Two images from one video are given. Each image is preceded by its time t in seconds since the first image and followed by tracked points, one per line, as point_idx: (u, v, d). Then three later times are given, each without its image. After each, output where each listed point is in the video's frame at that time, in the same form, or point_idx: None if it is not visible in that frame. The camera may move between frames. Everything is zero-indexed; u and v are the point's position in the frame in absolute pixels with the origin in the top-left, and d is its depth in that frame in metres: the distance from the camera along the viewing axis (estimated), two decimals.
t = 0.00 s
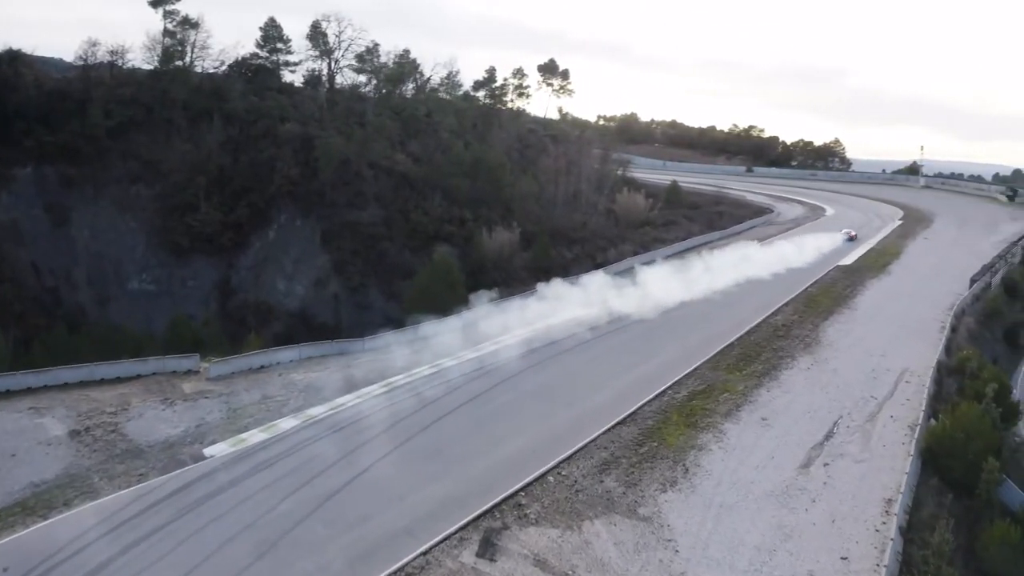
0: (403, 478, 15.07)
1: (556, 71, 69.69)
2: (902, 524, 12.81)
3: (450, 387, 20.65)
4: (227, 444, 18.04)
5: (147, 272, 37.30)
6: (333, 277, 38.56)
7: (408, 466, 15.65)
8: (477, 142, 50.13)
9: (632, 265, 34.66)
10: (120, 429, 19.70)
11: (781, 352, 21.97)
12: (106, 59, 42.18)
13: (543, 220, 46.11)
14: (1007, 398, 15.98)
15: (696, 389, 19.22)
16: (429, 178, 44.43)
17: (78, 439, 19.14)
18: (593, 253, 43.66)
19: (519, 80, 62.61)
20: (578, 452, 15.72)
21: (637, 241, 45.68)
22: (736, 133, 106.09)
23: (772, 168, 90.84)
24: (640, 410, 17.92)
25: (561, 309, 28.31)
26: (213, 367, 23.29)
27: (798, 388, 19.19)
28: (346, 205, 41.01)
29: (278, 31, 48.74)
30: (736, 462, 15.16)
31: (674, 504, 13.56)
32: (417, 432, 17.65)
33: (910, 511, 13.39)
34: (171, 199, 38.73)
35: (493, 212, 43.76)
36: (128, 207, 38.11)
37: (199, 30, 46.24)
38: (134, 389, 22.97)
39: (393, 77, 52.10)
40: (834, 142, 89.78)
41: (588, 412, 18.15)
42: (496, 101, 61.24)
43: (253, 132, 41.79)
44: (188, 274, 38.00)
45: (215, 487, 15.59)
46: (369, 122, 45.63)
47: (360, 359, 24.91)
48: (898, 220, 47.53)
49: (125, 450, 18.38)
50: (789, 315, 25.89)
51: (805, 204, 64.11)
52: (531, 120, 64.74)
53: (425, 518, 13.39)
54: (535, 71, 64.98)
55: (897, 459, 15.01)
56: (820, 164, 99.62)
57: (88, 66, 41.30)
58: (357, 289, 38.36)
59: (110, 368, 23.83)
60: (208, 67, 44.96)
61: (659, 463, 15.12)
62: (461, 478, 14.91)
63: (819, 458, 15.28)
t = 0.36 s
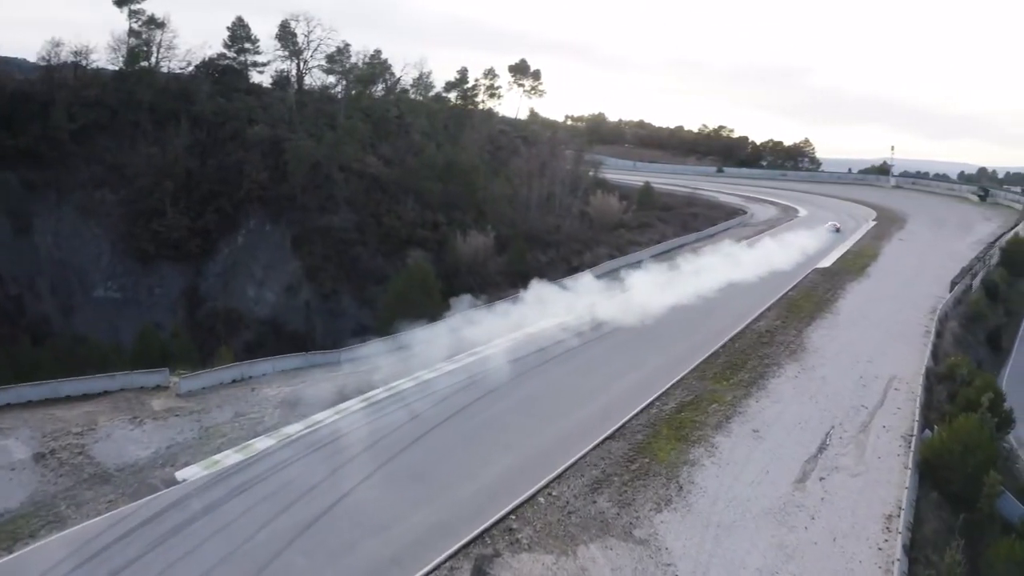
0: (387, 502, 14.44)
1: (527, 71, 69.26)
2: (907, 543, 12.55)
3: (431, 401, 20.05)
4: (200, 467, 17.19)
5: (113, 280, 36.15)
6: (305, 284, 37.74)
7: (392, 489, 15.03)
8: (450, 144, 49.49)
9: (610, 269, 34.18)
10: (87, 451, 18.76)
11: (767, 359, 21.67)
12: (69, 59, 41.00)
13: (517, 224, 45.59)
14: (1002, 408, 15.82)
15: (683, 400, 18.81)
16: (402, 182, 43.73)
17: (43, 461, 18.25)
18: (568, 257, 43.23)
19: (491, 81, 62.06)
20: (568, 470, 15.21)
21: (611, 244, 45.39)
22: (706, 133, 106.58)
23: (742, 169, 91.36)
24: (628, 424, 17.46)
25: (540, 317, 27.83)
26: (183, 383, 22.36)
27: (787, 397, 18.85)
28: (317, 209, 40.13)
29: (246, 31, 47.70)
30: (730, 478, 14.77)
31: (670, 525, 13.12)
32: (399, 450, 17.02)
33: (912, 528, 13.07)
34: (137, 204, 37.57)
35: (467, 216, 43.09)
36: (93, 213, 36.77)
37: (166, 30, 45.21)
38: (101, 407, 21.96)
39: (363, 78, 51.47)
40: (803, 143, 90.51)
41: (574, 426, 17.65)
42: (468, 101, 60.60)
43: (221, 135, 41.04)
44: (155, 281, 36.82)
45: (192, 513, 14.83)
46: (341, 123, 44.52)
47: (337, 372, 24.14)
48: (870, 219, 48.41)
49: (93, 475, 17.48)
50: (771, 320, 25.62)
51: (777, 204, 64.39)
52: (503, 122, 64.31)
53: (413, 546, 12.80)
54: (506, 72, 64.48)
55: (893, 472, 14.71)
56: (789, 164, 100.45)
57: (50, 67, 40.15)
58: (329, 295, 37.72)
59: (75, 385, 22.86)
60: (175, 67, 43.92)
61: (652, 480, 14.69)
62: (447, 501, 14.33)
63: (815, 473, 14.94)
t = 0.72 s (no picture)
0: (372, 528, 13.86)
1: (501, 72, 68.74)
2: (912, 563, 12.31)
3: (414, 416, 19.44)
4: (173, 492, 16.36)
5: (79, 287, 35.49)
6: (277, 291, 36.49)
7: (378, 513, 14.44)
8: (425, 146, 48.71)
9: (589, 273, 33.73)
10: (54, 476, 17.75)
11: (755, 367, 21.33)
12: (33, 59, 39.87)
13: (494, 227, 44.92)
14: (998, 415, 15.67)
15: (674, 412, 18.39)
16: (376, 185, 42.80)
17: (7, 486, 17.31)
18: (546, 261, 42.63)
19: (464, 81, 61.33)
20: (560, 490, 14.72)
21: (589, 248, 44.94)
22: (679, 134, 106.62)
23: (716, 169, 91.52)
24: (618, 439, 17.00)
25: (521, 324, 27.30)
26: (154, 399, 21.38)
27: (778, 407, 18.51)
28: (288, 213, 39.18)
29: (216, 31, 46.69)
30: (727, 494, 14.39)
31: (670, 548, 12.70)
32: (384, 471, 16.42)
33: (916, 544, 12.79)
34: (104, 209, 36.68)
35: (442, 220, 42.36)
36: (57, 219, 36.27)
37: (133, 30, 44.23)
38: (68, 425, 20.99)
39: (336, 78, 50.63)
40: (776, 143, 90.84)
41: (564, 442, 17.15)
42: (442, 102, 59.82)
43: (191, 137, 39.72)
44: (123, 288, 35.91)
45: (168, 543, 14.11)
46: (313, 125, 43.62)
47: (314, 386, 23.32)
48: (845, 219, 48.79)
49: (61, 504, 16.50)
50: (757, 326, 25.33)
51: (752, 205, 64.44)
52: (477, 123, 63.67)
53: None
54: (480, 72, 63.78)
55: (892, 487, 14.41)
56: (761, 164, 101.53)
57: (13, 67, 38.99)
58: (303, 301, 36.44)
59: (40, 403, 21.84)
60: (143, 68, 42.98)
61: (647, 499, 14.25)
62: (436, 525, 13.78)
63: (814, 488, 14.61)
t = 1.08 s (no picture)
0: (359, 557, 13.29)
1: (475, 73, 68.30)
2: None
3: (397, 432, 18.87)
4: (147, 520, 15.49)
5: (46, 296, 33.93)
6: (250, 298, 35.60)
7: (365, 540, 13.87)
8: (400, 149, 48.06)
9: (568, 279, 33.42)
10: (21, 503, 16.76)
11: (744, 376, 21.03)
12: None
13: (470, 231, 44.44)
14: (997, 422, 15.58)
15: (664, 424, 17.99)
16: (350, 188, 42.47)
17: None
18: (523, 265, 42.25)
19: (438, 83, 60.64)
20: (554, 511, 14.24)
21: (566, 251, 44.63)
22: (652, 135, 106.94)
23: (689, 171, 91.82)
24: (610, 454, 16.56)
25: (504, 332, 26.81)
26: (125, 417, 20.41)
27: (770, 417, 18.20)
28: (260, 218, 38.39)
29: (185, 32, 45.73)
30: (726, 512, 14.01)
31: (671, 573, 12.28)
32: (369, 492, 15.84)
33: (922, 561, 12.56)
34: (70, 215, 35.03)
35: (418, 225, 41.83)
36: (22, 224, 34.50)
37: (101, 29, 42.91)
38: (35, 447, 19.83)
39: (309, 80, 49.84)
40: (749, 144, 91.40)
41: (554, 458, 16.66)
42: (416, 103, 59.15)
43: (160, 141, 39.03)
44: (91, 297, 34.50)
45: None
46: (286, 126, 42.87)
47: (292, 401, 22.43)
48: (822, 220, 49.01)
49: (28, 533, 15.57)
50: (742, 332, 25.09)
51: (728, 207, 64.55)
52: (451, 124, 63.06)
53: None
54: (454, 73, 63.09)
55: (893, 502, 14.16)
56: (733, 165, 102.20)
57: None
58: (276, 309, 35.57)
59: (4, 423, 20.67)
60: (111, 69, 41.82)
61: (643, 520, 13.82)
62: (426, 552, 13.23)
63: (814, 503, 14.30)
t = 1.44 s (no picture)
0: None
1: (452, 74, 67.65)
2: None
3: (384, 450, 18.25)
4: (124, 552, 14.66)
5: (14, 305, 32.52)
6: (225, 306, 34.55)
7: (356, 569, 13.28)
8: (377, 151, 47.22)
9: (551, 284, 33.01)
10: None
11: (736, 386, 20.66)
12: None
13: (450, 235, 43.76)
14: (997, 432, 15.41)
15: (658, 438, 17.55)
16: (326, 192, 41.65)
17: None
18: (504, 269, 41.63)
19: (415, 84, 59.93)
20: (551, 535, 13.74)
21: (547, 255, 44.08)
22: (628, 136, 106.79)
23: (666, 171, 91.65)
24: (605, 471, 16.09)
25: (489, 341, 26.26)
26: (98, 435, 18.78)
27: (765, 429, 17.83)
28: (234, 223, 37.44)
29: (156, 31, 44.60)
30: (728, 532, 13.61)
31: None
32: (357, 515, 15.22)
33: None
34: (40, 220, 33.90)
35: (396, 229, 41.08)
36: None
37: (69, 28, 41.49)
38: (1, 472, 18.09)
39: (284, 81, 48.97)
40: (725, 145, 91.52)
41: (547, 476, 16.15)
42: (392, 105, 58.33)
43: (130, 143, 37.95)
44: (61, 306, 33.10)
45: None
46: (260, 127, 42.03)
47: (273, 418, 21.21)
48: (802, 221, 49.02)
49: None
50: (730, 339, 24.73)
51: (706, 208, 64.55)
52: (428, 126, 62.28)
53: None
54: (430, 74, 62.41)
55: (897, 517, 13.97)
56: (708, 165, 102.55)
57: None
58: (251, 317, 34.66)
59: None
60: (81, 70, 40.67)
61: (644, 543, 13.38)
62: None
63: (818, 521, 13.96)
